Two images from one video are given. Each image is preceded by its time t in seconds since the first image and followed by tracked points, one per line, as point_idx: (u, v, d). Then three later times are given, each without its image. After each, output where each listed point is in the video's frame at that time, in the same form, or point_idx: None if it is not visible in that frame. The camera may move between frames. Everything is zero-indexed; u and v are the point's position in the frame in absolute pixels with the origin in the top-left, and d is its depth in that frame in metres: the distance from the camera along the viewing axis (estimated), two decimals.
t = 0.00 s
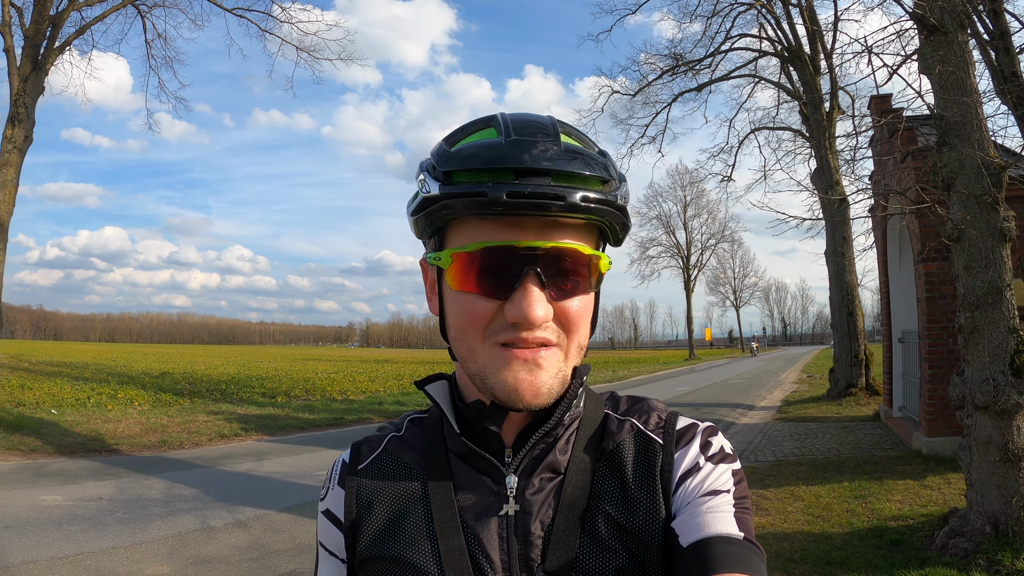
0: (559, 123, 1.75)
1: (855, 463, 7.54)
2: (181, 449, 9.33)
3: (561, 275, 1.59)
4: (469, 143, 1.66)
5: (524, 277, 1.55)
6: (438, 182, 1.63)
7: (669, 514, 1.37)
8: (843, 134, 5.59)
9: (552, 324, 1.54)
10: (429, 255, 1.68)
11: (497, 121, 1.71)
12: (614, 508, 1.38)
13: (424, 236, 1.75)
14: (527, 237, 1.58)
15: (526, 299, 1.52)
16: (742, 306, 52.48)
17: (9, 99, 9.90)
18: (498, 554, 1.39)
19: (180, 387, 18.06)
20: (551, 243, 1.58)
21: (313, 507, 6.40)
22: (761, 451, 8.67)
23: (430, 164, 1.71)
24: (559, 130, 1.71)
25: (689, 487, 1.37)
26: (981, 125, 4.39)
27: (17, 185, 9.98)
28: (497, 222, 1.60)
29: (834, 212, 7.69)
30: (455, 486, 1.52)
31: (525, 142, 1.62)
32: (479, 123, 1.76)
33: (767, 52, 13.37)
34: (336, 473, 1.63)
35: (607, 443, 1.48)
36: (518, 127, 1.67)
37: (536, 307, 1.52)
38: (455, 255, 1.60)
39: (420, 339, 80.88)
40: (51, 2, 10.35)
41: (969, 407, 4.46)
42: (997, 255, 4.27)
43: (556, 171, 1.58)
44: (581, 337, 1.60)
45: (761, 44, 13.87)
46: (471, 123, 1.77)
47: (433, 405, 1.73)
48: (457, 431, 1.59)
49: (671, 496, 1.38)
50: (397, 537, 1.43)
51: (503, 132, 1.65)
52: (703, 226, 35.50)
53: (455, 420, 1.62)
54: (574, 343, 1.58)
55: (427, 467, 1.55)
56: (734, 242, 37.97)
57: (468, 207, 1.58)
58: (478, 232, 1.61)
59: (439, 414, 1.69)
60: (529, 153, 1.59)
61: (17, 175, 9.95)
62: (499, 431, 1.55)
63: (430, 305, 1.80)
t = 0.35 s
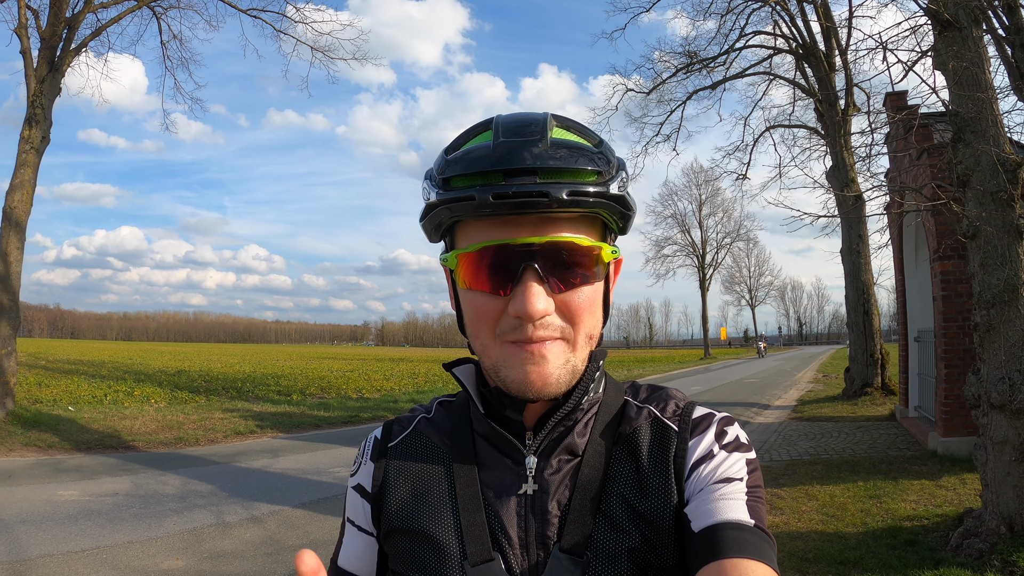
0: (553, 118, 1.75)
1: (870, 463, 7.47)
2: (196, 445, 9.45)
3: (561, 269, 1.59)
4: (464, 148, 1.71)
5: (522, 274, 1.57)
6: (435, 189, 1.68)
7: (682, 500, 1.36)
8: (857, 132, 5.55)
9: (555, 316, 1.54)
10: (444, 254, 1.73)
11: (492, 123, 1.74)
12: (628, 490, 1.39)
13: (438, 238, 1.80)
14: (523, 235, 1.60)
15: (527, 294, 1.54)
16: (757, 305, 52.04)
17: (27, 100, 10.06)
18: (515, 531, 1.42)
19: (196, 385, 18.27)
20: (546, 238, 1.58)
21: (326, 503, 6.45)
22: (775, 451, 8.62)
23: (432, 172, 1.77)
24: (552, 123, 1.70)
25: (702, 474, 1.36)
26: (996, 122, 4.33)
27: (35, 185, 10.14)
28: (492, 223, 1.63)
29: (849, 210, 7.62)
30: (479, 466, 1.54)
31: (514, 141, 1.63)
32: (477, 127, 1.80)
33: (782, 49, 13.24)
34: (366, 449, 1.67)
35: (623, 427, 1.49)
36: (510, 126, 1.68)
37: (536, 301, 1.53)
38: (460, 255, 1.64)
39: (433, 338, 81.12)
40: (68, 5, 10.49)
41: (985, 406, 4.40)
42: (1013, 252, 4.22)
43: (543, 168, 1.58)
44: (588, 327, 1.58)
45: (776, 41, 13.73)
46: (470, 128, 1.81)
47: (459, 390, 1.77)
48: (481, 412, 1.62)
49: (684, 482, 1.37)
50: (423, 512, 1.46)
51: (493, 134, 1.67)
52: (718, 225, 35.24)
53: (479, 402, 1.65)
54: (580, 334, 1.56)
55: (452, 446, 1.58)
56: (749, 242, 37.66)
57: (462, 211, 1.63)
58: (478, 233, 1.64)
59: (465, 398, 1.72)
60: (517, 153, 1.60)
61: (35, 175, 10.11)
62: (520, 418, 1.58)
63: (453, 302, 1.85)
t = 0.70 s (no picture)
0: (496, 139, 1.60)
1: (876, 462, 7.44)
2: (202, 444, 9.49)
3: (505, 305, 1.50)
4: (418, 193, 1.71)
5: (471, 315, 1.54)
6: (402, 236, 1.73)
7: (695, 493, 1.36)
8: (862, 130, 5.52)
9: (513, 345, 1.49)
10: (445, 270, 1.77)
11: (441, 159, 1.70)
12: (643, 480, 1.39)
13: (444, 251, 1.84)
14: (466, 278, 1.56)
15: (480, 331, 1.50)
16: (763, 304, 51.83)
17: (32, 101, 10.11)
18: (531, 516, 1.43)
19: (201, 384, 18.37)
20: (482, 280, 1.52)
21: (331, 501, 6.47)
22: (780, 449, 8.60)
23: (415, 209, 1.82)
24: (485, 151, 1.57)
25: (716, 467, 1.35)
26: (1003, 119, 4.31)
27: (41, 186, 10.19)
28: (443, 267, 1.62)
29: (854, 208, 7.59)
30: (500, 453, 1.56)
31: (439, 189, 1.56)
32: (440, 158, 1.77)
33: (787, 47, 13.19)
34: (396, 424, 1.70)
35: (639, 419, 1.48)
36: (445, 166, 1.62)
37: (488, 336, 1.49)
38: (438, 288, 1.67)
39: (438, 337, 81.19)
40: (73, 6, 10.53)
41: (991, 404, 4.38)
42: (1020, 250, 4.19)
43: (459, 217, 1.50)
44: (551, 351, 1.50)
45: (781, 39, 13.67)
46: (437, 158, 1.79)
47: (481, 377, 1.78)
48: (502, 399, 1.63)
49: (697, 475, 1.36)
50: (449, 494, 1.49)
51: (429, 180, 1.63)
52: (723, 223, 35.10)
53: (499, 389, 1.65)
54: (543, 359, 1.50)
55: (477, 431, 1.59)
56: (755, 240, 37.50)
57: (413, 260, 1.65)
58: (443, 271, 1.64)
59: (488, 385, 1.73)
60: (440, 201, 1.54)
61: (40, 176, 10.16)
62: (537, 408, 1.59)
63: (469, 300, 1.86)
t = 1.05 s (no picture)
0: (571, 125, 1.73)
1: (877, 462, 7.42)
2: (204, 444, 9.49)
3: (579, 274, 1.57)
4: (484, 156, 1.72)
5: (538, 280, 1.55)
6: (456, 196, 1.69)
7: (696, 499, 1.35)
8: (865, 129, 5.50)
9: (572, 322, 1.54)
10: (464, 259, 1.73)
11: (510, 131, 1.76)
12: (644, 487, 1.38)
13: (457, 242, 1.80)
14: (540, 242, 1.59)
15: (545, 301, 1.52)
16: (765, 303, 51.72)
17: (33, 101, 10.13)
18: (532, 522, 1.42)
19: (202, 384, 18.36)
20: (562, 245, 1.57)
21: (333, 502, 6.47)
22: (782, 449, 8.58)
23: (451, 180, 1.78)
24: (569, 130, 1.70)
25: (717, 473, 1.35)
26: (1005, 117, 4.29)
27: (42, 186, 10.20)
28: (510, 230, 1.63)
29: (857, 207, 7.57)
30: (500, 455, 1.55)
31: (531, 150, 1.64)
32: (496, 134, 1.81)
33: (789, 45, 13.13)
34: (395, 425, 1.70)
35: (641, 425, 1.48)
36: (529, 135, 1.68)
37: (555, 307, 1.52)
38: (481, 261, 1.64)
39: (439, 337, 81.21)
40: (73, 6, 10.55)
41: (993, 405, 4.36)
42: None
43: (559, 178, 1.58)
44: (604, 333, 1.57)
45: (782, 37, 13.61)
46: (490, 134, 1.82)
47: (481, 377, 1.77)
48: (504, 402, 1.63)
49: (698, 481, 1.36)
50: (445, 496, 1.49)
51: (512, 143, 1.67)
52: (725, 222, 35.01)
53: (502, 391, 1.65)
54: (598, 340, 1.56)
55: (476, 432, 1.59)
56: (756, 239, 37.41)
57: (480, 218, 1.63)
58: (498, 238, 1.64)
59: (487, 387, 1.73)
60: (535, 163, 1.60)
61: (41, 176, 10.18)
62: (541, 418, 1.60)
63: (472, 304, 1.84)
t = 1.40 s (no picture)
0: (575, 126, 1.72)
1: (879, 462, 7.41)
2: (205, 444, 9.50)
3: (582, 277, 1.58)
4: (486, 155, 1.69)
5: (543, 282, 1.55)
6: (458, 196, 1.66)
7: (693, 506, 1.34)
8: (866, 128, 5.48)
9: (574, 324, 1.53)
10: (462, 260, 1.72)
11: (513, 130, 1.74)
12: (640, 495, 1.37)
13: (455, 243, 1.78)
14: (545, 244, 1.58)
15: (548, 303, 1.52)
16: (767, 302, 51.65)
17: (34, 101, 10.13)
18: (526, 530, 1.41)
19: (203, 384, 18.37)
20: (568, 248, 1.58)
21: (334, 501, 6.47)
22: (783, 449, 8.57)
23: (451, 179, 1.75)
24: (574, 131, 1.69)
25: (715, 480, 1.34)
26: (1008, 117, 4.27)
27: (42, 186, 10.20)
28: (515, 231, 1.62)
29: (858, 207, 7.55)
30: (494, 462, 1.54)
31: (537, 152, 1.62)
32: (497, 133, 1.78)
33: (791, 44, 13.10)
34: (388, 431, 1.69)
35: (637, 431, 1.47)
36: (534, 135, 1.67)
37: (558, 310, 1.51)
38: (481, 263, 1.63)
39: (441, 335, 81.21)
40: (74, 6, 10.55)
41: (995, 405, 4.34)
42: None
43: (568, 179, 1.58)
44: (605, 336, 1.57)
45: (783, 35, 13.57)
46: (490, 133, 1.79)
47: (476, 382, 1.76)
48: (499, 407, 1.62)
49: (696, 487, 1.35)
50: (438, 502, 1.48)
51: (518, 142, 1.66)
52: (726, 221, 34.98)
53: (497, 397, 1.64)
54: (598, 341, 1.56)
55: (470, 439, 1.58)
56: (757, 238, 37.35)
57: (485, 219, 1.61)
58: (502, 240, 1.63)
59: (481, 393, 1.72)
60: (542, 163, 1.59)
61: (42, 176, 10.19)
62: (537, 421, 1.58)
63: (467, 306, 1.83)
